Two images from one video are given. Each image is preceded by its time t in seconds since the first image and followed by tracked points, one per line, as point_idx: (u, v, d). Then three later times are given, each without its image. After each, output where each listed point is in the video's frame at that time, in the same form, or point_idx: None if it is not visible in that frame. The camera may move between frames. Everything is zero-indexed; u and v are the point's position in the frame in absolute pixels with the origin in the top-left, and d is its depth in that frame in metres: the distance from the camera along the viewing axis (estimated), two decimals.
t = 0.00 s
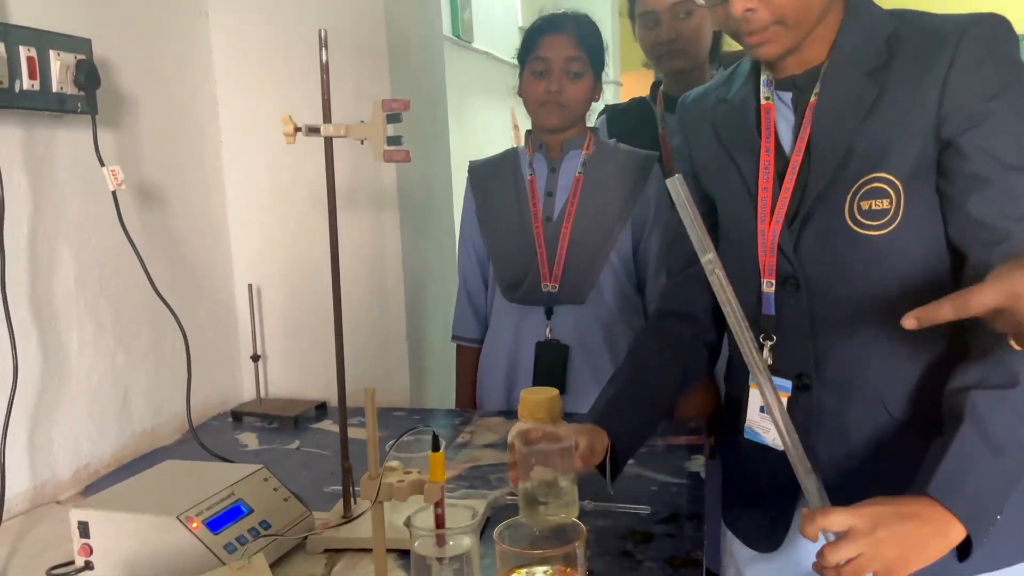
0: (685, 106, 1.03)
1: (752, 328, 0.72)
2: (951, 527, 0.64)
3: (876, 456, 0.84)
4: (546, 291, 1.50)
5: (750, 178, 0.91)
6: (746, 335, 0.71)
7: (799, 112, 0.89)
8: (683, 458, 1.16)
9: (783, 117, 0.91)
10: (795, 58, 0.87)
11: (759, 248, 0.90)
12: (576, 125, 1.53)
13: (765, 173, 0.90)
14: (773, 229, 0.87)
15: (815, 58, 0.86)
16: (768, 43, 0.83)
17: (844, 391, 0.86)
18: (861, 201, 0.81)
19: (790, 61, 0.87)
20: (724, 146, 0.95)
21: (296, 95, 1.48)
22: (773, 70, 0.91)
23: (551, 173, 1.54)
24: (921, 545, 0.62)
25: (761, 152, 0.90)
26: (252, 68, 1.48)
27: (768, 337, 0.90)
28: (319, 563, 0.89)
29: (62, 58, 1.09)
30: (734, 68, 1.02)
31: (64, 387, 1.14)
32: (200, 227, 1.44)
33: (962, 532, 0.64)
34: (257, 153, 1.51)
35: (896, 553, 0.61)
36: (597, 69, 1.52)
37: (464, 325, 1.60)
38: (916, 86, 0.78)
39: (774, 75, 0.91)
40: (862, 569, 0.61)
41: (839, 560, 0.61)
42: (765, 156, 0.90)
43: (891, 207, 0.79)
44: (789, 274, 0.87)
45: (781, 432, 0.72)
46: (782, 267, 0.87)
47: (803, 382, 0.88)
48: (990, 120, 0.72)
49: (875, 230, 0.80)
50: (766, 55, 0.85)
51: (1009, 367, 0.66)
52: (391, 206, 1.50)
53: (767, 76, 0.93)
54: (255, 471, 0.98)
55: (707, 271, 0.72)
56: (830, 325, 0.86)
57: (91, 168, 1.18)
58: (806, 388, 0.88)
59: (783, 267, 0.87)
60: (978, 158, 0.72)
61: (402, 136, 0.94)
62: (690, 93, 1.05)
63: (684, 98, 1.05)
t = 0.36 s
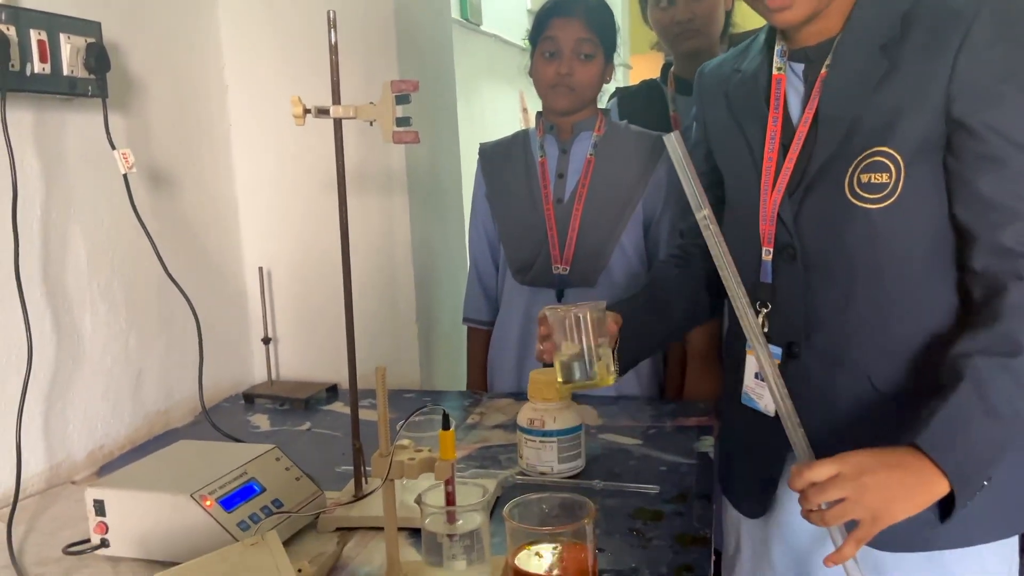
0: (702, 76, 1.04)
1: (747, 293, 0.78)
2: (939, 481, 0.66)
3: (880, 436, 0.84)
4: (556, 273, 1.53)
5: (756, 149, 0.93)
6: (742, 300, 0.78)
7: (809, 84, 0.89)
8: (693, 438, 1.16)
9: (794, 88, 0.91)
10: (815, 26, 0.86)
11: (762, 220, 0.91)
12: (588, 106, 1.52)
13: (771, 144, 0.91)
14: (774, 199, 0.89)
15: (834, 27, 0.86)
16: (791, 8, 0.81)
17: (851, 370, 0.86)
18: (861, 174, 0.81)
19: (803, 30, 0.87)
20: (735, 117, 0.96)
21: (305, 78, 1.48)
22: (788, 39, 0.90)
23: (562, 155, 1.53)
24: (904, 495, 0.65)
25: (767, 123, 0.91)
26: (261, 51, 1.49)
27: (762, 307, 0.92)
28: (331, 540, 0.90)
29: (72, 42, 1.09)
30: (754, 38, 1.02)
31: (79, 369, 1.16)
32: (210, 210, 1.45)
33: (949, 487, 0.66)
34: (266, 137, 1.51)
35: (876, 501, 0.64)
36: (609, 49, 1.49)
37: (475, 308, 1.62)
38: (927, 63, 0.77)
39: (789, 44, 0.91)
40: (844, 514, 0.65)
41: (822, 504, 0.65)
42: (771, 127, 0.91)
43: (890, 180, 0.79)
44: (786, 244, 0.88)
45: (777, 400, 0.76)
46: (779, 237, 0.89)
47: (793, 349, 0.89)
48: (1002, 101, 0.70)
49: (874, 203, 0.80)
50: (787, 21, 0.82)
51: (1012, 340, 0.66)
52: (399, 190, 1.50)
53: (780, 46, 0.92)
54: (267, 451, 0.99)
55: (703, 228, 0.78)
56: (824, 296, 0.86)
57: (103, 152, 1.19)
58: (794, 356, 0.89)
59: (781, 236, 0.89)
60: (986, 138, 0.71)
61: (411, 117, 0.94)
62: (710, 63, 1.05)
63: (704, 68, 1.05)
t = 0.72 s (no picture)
0: (685, 81, 1.02)
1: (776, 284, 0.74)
2: (941, 460, 0.64)
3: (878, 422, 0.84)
4: (558, 263, 1.52)
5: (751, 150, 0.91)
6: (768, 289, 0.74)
7: (799, 84, 0.89)
8: (695, 427, 1.17)
9: (783, 89, 0.91)
10: (799, 25, 0.86)
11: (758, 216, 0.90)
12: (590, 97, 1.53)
13: (766, 144, 0.90)
14: (774, 199, 0.88)
15: (816, 28, 0.86)
16: (771, 5, 0.81)
17: (848, 358, 0.86)
18: (858, 168, 0.80)
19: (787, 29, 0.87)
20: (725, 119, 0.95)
21: (307, 70, 1.49)
22: (772, 40, 0.91)
23: (564, 145, 1.54)
24: (906, 476, 0.63)
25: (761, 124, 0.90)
26: (263, 43, 1.49)
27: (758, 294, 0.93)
28: (334, 528, 0.92)
29: (76, 35, 1.10)
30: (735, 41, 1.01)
31: (85, 359, 1.17)
32: (214, 202, 1.46)
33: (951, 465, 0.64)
34: (269, 129, 1.52)
35: (878, 484, 0.63)
36: (611, 40, 1.51)
37: (478, 298, 1.62)
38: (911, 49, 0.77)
39: (772, 43, 0.92)
40: (849, 499, 0.63)
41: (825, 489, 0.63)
42: (765, 127, 0.90)
43: (886, 172, 0.79)
44: (789, 242, 0.87)
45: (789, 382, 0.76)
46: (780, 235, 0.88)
47: (806, 346, 0.88)
48: (984, 85, 0.71)
49: (872, 195, 0.80)
50: (767, 17, 0.82)
51: (1002, 321, 0.66)
52: (401, 180, 1.51)
53: (765, 48, 0.93)
54: (271, 440, 1.00)
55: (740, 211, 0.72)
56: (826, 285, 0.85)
57: (108, 144, 1.20)
58: (807, 353, 0.88)
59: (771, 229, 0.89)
60: (973, 123, 0.71)
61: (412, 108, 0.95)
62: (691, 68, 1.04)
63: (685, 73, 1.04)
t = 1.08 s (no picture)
0: (677, 88, 0.99)
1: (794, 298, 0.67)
2: (951, 474, 0.64)
3: (874, 423, 0.84)
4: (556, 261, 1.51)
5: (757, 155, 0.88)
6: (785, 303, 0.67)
7: (802, 86, 0.87)
8: (690, 425, 1.17)
9: (786, 93, 0.89)
10: (795, 29, 0.85)
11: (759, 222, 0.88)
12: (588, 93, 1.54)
13: (772, 148, 0.87)
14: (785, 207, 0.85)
15: (817, 31, 0.85)
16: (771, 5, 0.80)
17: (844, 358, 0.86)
18: (872, 172, 0.79)
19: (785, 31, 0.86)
20: (727, 125, 0.92)
21: (304, 68, 1.49)
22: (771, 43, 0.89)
23: (561, 143, 1.54)
24: (919, 495, 0.63)
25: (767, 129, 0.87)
26: (261, 41, 1.49)
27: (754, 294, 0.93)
28: (330, 527, 0.92)
29: (71, 33, 1.10)
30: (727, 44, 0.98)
31: (82, 358, 1.17)
32: (213, 200, 1.46)
33: (962, 478, 0.65)
34: (266, 127, 1.52)
35: (892, 505, 0.63)
36: (608, 37, 1.51)
37: (475, 296, 1.62)
38: (918, 49, 0.77)
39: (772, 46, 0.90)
40: (862, 521, 0.63)
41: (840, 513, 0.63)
42: (771, 131, 0.87)
43: (903, 174, 0.78)
44: (803, 248, 0.84)
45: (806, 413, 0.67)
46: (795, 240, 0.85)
47: (824, 354, 0.84)
48: (988, 85, 0.72)
49: (889, 198, 0.79)
50: (768, 17, 0.81)
51: (1001, 323, 0.67)
52: (400, 177, 1.51)
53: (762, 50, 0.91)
54: (266, 439, 1.00)
55: (760, 226, 0.66)
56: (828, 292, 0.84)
57: (104, 143, 1.20)
58: (827, 361, 0.84)
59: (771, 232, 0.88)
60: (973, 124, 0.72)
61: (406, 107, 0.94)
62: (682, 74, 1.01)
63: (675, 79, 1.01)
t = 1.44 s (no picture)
0: (682, 84, 0.92)
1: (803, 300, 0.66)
2: (961, 478, 0.60)
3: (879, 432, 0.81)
4: (558, 258, 1.51)
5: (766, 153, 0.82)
6: (794, 303, 0.66)
7: (814, 85, 0.81)
8: (692, 420, 1.17)
9: (797, 91, 0.83)
10: (805, 25, 0.79)
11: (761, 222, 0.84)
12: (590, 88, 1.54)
13: (784, 146, 0.81)
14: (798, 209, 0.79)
15: (830, 26, 0.78)
16: None
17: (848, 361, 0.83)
18: (888, 173, 0.73)
19: (798, 28, 0.80)
20: (733, 120, 0.85)
21: (308, 64, 1.49)
22: (783, 39, 0.82)
23: (563, 139, 1.54)
24: (928, 499, 0.58)
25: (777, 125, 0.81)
26: (264, 36, 1.49)
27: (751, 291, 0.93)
28: (332, 522, 0.92)
29: (73, 28, 1.10)
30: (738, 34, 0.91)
31: (83, 353, 1.17)
32: (214, 195, 1.46)
33: (971, 484, 0.60)
34: (270, 123, 1.52)
35: (901, 508, 0.57)
36: (609, 32, 1.50)
37: (477, 293, 1.62)
38: (933, 46, 0.71)
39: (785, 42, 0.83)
40: (869, 525, 0.58)
41: (845, 517, 0.58)
42: (783, 128, 0.81)
43: (919, 175, 0.71)
44: (816, 251, 0.78)
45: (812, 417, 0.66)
46: (811, 246, 0.78)
47: (838, 359, 0.79)
48: (1004, 85, 0.66)
49: (902, 200, 0.72)
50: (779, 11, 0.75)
51: (1018, 329, 0.62)
52: (402, 173, 1.51)
53: (773, 49, 0.84)
54: (269, 434, 1.00)
55: (768, 223, 0.64)
56: (832, 297, 0.78)
57: (105, 138, 1.20)
58: (841, 366, 0.79)
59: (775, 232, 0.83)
60: (989, 122, 0.66)
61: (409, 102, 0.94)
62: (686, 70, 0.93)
63: (681, 76, 0.93)
